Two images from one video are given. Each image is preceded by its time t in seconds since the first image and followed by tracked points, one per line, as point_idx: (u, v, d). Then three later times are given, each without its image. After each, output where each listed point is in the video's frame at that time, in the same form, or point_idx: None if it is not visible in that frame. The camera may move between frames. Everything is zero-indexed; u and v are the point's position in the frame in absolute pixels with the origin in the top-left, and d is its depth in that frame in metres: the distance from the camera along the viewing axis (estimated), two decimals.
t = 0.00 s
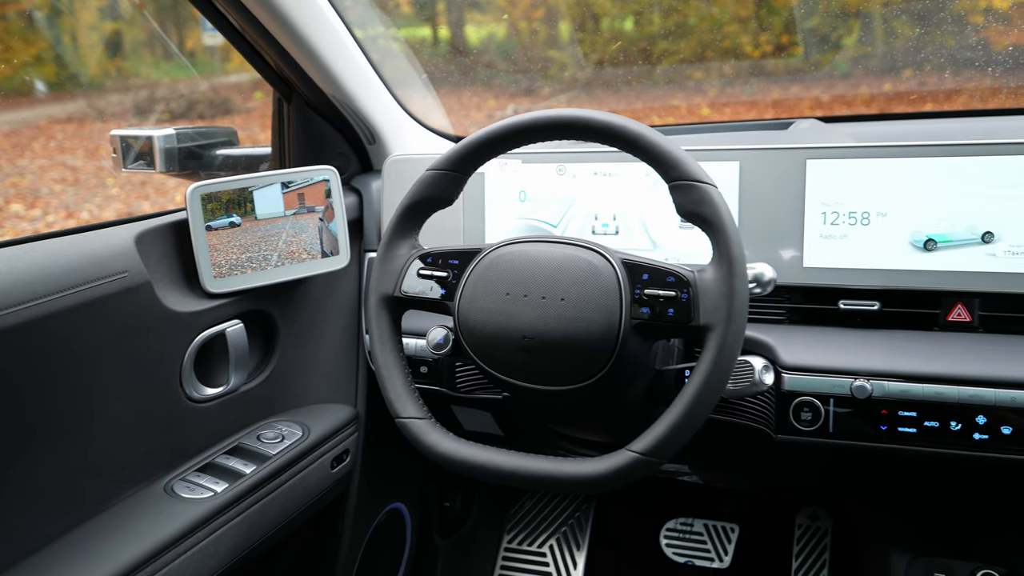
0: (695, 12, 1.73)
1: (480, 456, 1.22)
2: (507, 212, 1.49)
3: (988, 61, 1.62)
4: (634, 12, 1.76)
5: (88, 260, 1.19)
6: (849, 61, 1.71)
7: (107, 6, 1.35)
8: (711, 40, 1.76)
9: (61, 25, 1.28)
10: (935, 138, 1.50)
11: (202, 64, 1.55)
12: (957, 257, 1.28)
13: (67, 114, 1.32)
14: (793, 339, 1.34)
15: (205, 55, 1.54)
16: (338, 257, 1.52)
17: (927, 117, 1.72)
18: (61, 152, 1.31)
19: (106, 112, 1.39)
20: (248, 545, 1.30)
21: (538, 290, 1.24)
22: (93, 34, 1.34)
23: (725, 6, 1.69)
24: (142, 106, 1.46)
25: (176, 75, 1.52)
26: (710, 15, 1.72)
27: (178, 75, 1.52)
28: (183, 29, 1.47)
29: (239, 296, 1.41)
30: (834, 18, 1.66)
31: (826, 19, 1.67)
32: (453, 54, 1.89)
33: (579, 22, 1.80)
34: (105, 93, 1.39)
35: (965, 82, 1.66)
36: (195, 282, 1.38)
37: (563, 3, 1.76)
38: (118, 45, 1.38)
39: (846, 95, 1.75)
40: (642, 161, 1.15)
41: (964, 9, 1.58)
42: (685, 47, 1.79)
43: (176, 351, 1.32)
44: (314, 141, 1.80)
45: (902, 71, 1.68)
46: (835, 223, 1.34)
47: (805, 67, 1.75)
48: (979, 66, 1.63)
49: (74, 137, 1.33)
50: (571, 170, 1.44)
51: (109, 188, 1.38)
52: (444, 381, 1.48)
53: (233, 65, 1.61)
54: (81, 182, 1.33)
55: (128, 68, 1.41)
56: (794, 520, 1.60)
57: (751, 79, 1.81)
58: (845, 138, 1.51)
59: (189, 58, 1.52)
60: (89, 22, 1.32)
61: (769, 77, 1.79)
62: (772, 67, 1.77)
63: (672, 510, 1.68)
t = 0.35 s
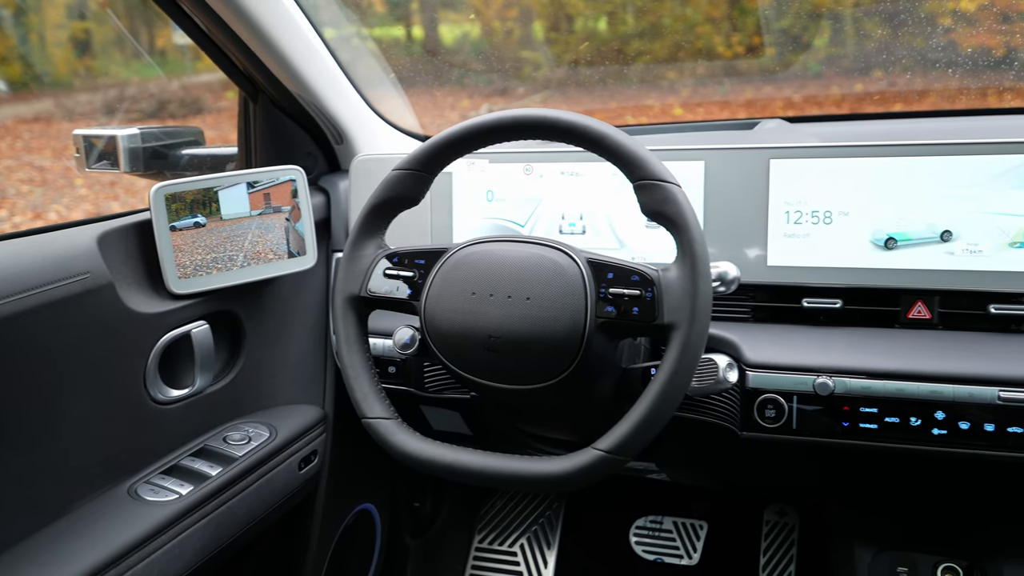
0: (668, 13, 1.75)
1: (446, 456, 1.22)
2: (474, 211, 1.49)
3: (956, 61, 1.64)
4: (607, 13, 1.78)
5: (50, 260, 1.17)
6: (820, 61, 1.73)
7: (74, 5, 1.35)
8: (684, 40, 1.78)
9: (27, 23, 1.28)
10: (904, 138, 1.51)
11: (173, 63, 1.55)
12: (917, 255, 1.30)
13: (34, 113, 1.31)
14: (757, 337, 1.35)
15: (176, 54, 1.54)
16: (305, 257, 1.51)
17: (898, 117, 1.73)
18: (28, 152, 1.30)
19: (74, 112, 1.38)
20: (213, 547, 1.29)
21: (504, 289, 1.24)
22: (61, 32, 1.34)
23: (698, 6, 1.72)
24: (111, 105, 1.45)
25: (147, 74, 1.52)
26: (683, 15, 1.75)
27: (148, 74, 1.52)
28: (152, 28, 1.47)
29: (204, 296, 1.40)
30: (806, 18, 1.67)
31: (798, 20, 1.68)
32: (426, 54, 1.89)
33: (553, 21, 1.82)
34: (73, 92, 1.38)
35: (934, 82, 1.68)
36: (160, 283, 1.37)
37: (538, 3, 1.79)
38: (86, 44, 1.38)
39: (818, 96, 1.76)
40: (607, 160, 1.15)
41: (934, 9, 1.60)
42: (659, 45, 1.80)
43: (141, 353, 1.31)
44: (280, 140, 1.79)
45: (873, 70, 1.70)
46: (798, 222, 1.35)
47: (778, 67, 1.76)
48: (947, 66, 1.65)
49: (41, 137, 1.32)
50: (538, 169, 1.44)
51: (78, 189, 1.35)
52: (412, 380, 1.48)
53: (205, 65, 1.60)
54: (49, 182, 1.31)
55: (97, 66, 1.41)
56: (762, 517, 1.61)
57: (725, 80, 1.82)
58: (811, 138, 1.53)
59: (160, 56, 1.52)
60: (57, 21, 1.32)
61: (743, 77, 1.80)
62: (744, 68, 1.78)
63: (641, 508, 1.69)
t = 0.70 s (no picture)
0: (638, 12, 1.76)
1: (412, 457, 1.22)
2: (440, 212, 1.48)
3: (920, 62, 1.66)
4: (578, 13, 1.80)
5: (8, 262, 1.14)
6: (789, 62, 1.74)
7: (37, 2, 1.31)
8: (654, 40, 1.78)
9: None
10: (874, 139, 1.52)
11: (140, 63, 1.53)
12: (877, 253, 1.31)
13: None
14: (721, 336, 1.36)
15: (143, 52, 1.53)
16: (270, 258, 1.49)
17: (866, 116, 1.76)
18: None
19: (39, 112, 1.36)
20: (176, 551, 1.27)
21: (468, 289, 1.24)
22: (25, 31, 1.31)
23: (668, 7, 1.72)
24: (77, 104, 1.43)
25: (114, 74, 1.49)
26: (652, 15, 1.76)
27: (116, 73, 1.50)
28: (119, 26, 1.46)
29: (167, 298, 1.38)
30: (773, 19, 1.69)
31: (766, 20, 1.70)
32: (398, 54, 1.88)
33: (523, 21, 1.82)
34: (38, 91, 1.35)
35: (899, 83, 1.70)
36: (122, 284, 1.35)
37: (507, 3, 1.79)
38: (51, 43, 1.36)
39: (786, 96, 1.78)
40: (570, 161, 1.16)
41: (898, 11, 1.63)
42: (629, 46, 1.81)
43: (103, 355, 1.29)
44: (244, 139, 1.77)
45: (840, 71, 1.71)
46: (761, 221, 1.35)
47: (747, 68, 1.77)
48: (912, 68, 1.67)
49: (4, 137, 1.29)
50: (504, 169, 1.44)
51: (42, 188, 1.34)
52: (379, 381, 1.47)
53: (172, 64, 1.59)
54: (12, 182, 1.29)
55: (62, 65, 1.39)
56: (729, 514, 1.62)
57: (695, 79, 1.81)
58: (773, 137, 1.55)
59: (127, 54, 1.50)
60: (20, 18, 1.29)
61: (713, 77, 1.80)
62: (714, 68, 1.78)
63: (610, 506, 1.70)
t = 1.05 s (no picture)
0: (608, 13, 1.78)
1: (375, 458, 1.22)
2: (404, 213, 1.48)
3: (885, 64, 1.68)
4: (547, 12, 1.81)
5: None
6: (755, 62, 1.76)
7: None
8: (623, 40, 1.79)
9: None
10: (831, 137, 1.58)
11: (104, 62, 1.52)
12: (835, 253, 1.32)
13: None
14: (683, 335, 1.37)
15: (107, 51, 1.52)
16: (233, 260, 1.48)
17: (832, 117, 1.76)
18: None
19: None
20: (136, 556, 1.25)
21: (431, 290, 1.24)
22: None
23: (636, 7, 1.73)
24: (40, 103, 1.41)
25: (78, 72, 1.47)
26: (621, 15, 1.76)
27: (80, 72, 1.48)
28: (82, 25, 1.45)
29: (127, 300, 1.35)
30: (740, 20, 1.71)
31: (735, 21, 1.71)
32: (366, 53, 1.88)
33: (492, 21, 1.84)
34: None
35: (865, 83, 1.71)
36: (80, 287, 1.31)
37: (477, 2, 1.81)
38: (13, 41, 1.33)
39: (753, 96, 1.79)
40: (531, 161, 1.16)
41: (862, 12, 1.65)
42: (598, 47, 1.82)
43: (61, 359, 1.25)
44: (206, 140, 1.76)
45: (806, 71, 1.73)
46: (722, 221, 1.37)
47: (714, 67, 1.78)
48: (878, 69, 1.69)
49: None
50: (466, 170, 1.44)
51: (4, 189, 1.31)
52: (343, 382, 1.45)
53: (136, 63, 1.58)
54: None
55: (25, 65, 1.36)
56: (693, 511, 1.64)
57: (663, 80, 1.83)
58: (735, 138, 1.58)
59: (91, 54, 1.49)
60: None
61: (680, 78, 1.81)
62: (682, 68, 1.80)
63: (576, 505, 1.71)
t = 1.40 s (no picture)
0: (573, 14, 1.80)
1: (334, 459, 1.21)
2: (364, 214, 1.48)
3: (850, 66, 1.70)
4: (514, 12, 1.84)
5: None
6: (719, 63, 1.77)
7: None
8: (589, 41, 1.81)
9: None
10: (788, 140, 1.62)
11: (64, 60, 1.49)
12: (789, 253, 1.34)
13: None
14: (643, 334, 1.38)
15: (67, 50, 1.48)
16: (190, 261, 1.48)
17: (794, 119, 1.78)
18: None
19: None
20: (92, 561, 1.22)
21: (390, 291, 1.23)
22: None
23: (602, 7, 1.77)
24: None
25: (37, 70, 1.44)
26: (587, 16, 1.79)
27: (39, 69, 1.44)
28: (41, 22, 1.42)
29: (83, 302, 1.33)
30: (705, 22, 1.73)
31: (698, 23, 1.73)
32: (332, 52, 1.88)
33: (459, 21, 1.87)
34: None
35: (827, 84, 1.72)
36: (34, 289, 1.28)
37: (443, 2, 1.83)
38: None
39: (718, 97, 1.80)
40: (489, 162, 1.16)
41: (822, 15, 1.68)
42: (563, 48, 1.84)
43: (15, 362, 1.23)
44: (163, 142, 1.74)
45: (769, 73, 1.75)
46: (679, 221, 1.38)
47: (678, 68, 1.79)
48: (842, 70, 1.71)
49: None
50: (426, 171, 1.45)
51: None
52: (304, 383, 1.43)
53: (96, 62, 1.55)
54: None
55: None
56: (655, 508, 1.66)
57: (628, 80, 1.84)
58: (694, 140, 1.59)
59: (50, 52, 1.46)
60: None
61: (646, 78, 1.82)
62: (647, 69, 1.81)
63: (539, 504, 1.72)
